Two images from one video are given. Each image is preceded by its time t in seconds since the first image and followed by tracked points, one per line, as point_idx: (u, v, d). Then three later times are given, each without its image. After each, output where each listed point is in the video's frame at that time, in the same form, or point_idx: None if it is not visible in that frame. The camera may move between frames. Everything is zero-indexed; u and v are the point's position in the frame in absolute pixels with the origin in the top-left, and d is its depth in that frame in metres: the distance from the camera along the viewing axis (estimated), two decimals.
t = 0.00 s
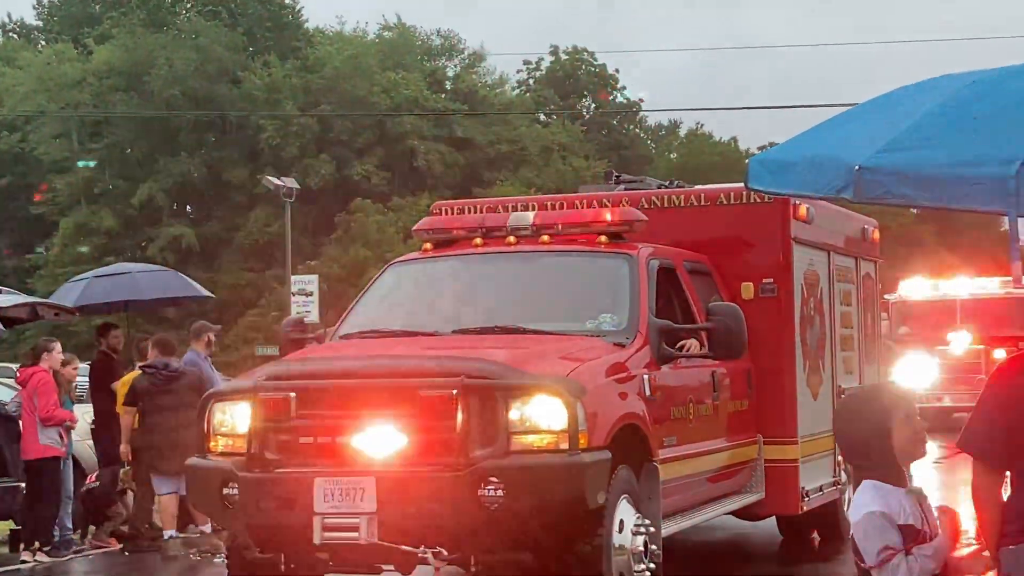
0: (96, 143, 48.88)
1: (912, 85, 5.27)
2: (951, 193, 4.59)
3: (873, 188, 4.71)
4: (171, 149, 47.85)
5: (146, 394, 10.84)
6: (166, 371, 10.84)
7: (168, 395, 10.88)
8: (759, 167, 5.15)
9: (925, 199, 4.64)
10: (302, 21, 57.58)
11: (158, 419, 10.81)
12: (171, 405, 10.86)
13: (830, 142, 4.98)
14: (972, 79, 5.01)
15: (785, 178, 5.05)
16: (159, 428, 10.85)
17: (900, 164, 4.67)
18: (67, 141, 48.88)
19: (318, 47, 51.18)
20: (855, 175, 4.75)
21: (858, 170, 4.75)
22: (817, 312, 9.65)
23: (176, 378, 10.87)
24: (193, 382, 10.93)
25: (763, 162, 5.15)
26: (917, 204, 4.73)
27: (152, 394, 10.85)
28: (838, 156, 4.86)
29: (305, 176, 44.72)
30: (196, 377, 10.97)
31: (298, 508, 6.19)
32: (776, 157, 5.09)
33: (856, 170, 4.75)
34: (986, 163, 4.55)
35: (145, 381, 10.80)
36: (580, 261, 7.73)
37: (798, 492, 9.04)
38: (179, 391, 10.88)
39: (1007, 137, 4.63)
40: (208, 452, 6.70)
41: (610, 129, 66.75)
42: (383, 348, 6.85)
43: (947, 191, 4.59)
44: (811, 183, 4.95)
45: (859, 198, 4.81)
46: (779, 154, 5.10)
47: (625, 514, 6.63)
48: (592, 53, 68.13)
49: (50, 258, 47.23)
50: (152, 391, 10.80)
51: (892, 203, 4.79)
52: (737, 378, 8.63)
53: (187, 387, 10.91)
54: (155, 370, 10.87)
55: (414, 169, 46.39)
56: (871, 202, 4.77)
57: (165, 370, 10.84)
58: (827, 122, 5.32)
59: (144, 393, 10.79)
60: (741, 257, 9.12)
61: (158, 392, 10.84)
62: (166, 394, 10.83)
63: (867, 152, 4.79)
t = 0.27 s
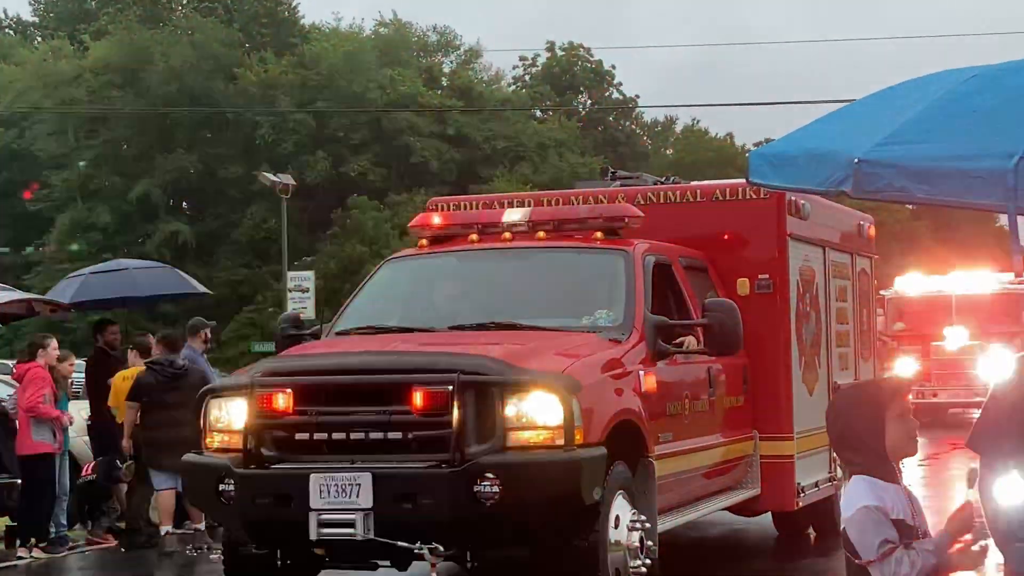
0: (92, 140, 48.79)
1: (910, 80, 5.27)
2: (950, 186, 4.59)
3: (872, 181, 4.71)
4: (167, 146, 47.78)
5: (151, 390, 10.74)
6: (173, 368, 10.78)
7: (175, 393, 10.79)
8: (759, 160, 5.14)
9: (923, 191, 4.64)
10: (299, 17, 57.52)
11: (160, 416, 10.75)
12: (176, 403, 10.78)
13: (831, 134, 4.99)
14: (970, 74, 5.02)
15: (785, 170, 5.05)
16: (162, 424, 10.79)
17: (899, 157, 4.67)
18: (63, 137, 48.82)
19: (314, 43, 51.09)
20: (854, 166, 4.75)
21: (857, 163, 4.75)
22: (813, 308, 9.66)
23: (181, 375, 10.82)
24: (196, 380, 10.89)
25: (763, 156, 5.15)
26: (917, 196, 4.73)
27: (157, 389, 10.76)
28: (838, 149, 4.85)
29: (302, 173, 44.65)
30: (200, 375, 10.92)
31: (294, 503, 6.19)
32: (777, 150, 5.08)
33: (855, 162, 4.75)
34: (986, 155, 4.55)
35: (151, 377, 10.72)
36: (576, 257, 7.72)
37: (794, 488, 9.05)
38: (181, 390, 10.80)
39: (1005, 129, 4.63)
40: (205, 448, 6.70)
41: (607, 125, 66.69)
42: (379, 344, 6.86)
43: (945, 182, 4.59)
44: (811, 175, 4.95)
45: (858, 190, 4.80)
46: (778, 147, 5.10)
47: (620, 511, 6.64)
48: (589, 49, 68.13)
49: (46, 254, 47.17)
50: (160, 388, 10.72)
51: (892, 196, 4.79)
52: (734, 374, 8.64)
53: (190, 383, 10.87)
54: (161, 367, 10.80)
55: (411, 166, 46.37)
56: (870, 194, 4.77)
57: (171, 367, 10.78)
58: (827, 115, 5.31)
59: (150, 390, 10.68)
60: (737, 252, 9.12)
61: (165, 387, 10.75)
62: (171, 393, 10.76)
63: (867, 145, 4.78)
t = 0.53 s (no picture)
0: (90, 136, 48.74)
1: (908, 78, 5.27)
2: (950, 184, 4.59)
3: (869, 178, 4.71)
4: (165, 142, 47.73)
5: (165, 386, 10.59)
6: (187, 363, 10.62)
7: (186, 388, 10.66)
8: (759, 158, 5.14)
9: (921, 189, 4.64)
10: (297, 13, 57.50)
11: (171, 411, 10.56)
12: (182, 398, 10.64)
13: (829, 132, 4.99)
14: (968, 70, 5.04)
15: (785, 168, 5.05)
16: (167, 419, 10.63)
17: (896, 154, 4.67)
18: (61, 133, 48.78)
19: (312, 39, 51.07)
20: (851, 163, 4.76)
21: (855, 160, 4.75)
22: (811, 304, 9.67)
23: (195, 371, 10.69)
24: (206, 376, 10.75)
25: (762, 153, 5.14)
26: (915, 194, 4.73)
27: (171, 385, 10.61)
28: (836, 147, 4.85)
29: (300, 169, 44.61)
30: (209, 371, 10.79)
31: (292, 499, 6.20)
32: (775, 148, 5.08)
33: (853, 159, 4.75)
34: (982, 153, 4.56)
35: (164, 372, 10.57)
36: (575, 254, 7.73)
37: (792, 485, 9.06)
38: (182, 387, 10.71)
39: (1002, 127, 4.64)
40: (203, 444, 6.70)
41: (605, 121, 66.70)
42: (378, 340, 6.87)
43: (942, 179, 4.59)
44: (810, 172, 4.95)
45: (856, 188, 4.80)
46: (777, 145, 5.10)
47: (619, 508, 6.65)
48: (587, 46, 68.13)
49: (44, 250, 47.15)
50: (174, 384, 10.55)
51: (890, 194, 4.79)
52: (732, 370, 8.65)
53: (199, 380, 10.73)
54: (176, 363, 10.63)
55: (409, 162, 46.33)
56: (867, 192, 4.77)
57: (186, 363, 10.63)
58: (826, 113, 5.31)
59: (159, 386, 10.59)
60: (736, 249, 9.13)
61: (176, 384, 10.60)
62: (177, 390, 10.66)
63: (864, 142, 4.79)
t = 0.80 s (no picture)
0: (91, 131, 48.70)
1: (912, 73, 5.26)
2: (952, 179, 4.59)
3: (872, 172, 4.71)
4: (167, 137, 47.69)
5: (176, 379, 10.78)
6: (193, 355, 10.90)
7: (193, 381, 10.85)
8: (762, 153, 5.13)
9: (923, 184, 4.63)
10: (298, 9, 57.42)
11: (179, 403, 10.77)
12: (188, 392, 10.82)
13: (832, 128, 4.99)
14: (971, 66, 5.03)
15: (788, 164, 5.04)
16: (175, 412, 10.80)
17: (898, 148, 4.67)
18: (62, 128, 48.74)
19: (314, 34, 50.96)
20: (853, 158, 4.76)
21: (857, 154, 4.75)
22: (813, 299, 9.67)
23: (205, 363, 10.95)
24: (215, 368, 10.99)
25: (765, 149, 5.14)
26: (916, 189, 4.73)
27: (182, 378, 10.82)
28: (839, 142, 4.85)
29: (301, 165, 44.57)
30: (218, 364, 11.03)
31: (295, 495, 6.21)
32: (779, 143, 5.07)
33: (855, 154, 4.75)
34: (983, 148, 4.55)
35: (174, 365, 10.78)
36: (577, 249, 7.73)
37: (794, 480, 9.06)
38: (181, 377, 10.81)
39: (1004, 122, 4.63)
40: (206, 439, 6.70)
41: (607, 117, 66.56)
42: (380, 335, 6.87)
43: (945, 173, 4.59)
44: (813, 167, 4.95)
45: (858, 184, 4.80)
46: (781, 140, 5.09)
47: (621, 503, 6.65)
48: (588, 42, 68.05)
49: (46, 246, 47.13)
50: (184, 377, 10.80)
51: (892, 189, 4.79)
52: (734, 366, 8.65)
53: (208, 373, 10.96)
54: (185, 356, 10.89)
55: (410, 158, 46.28)
56: (870, 187, 4.77)
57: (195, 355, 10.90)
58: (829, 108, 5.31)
59: (174, 377, 10.74)
60: (738, 244, 9.13)
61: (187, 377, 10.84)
62: (192, 380, 10.85)
63: (866, 137, 4.79)
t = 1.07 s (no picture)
0: (95, 126, 48.69)
1: (917, 70, 5.26)
2: (955, 177, 4.59)
3: (875, 169, 4.72)
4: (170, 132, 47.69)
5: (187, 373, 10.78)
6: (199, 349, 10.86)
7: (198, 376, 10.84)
8: (767, 150, 5.14)
9: (926, 181, 4.64)
10: (302, 4, 57.43)
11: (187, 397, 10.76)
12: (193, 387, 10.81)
13: (837, 125, 4.99)
14: (976, 62, 5.02)
15: (794, 160, 5.05)
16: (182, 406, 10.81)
17: (902, 144, 4.68)
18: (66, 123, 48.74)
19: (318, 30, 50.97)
20: (857, 155, 4.77)
21: (861, 151, 4.76)
22: (817, 296, 9.66)
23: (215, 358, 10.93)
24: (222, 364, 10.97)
25: (770, 145, 5.15)
26: (921, 186, 4.74)
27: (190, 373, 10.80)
28: (843, 139, 4.86)
29: (305, 161, 44.55)
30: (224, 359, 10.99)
31: (298, 490, 6.21)
32: (785, 139, 5.08)
33: (859, 151, 4.76)
34: (986, 145, 4.56)
35: (185, 360, 10.77)
36: (581, 244, 7.73)
37: (798, 476, 9.07)
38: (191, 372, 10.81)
39: (1007, 119, 4.63)
40: (209, 434, 6.71)
41: (610, 113, 66.56)
42: (384, 331, 6.87)
43: (948, 170, 4.59)
44: (819, 164, 4.95)
45: (862, 180, 4.81)
46: (786, 137, 5.10)
47: (624, 499, 6.65)
48: (592, 37, 68.02)
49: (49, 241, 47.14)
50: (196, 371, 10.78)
51: (896, 186, 4.80)
52: (738, 362, 8.64)
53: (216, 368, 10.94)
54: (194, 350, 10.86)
55: (414, 154, 46.27)
56: (873, 184, 4.78)
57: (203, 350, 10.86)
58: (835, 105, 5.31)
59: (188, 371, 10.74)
60: (742, 240, 9.13)
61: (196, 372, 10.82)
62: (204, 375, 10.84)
63: (870, 133, 4.79)
